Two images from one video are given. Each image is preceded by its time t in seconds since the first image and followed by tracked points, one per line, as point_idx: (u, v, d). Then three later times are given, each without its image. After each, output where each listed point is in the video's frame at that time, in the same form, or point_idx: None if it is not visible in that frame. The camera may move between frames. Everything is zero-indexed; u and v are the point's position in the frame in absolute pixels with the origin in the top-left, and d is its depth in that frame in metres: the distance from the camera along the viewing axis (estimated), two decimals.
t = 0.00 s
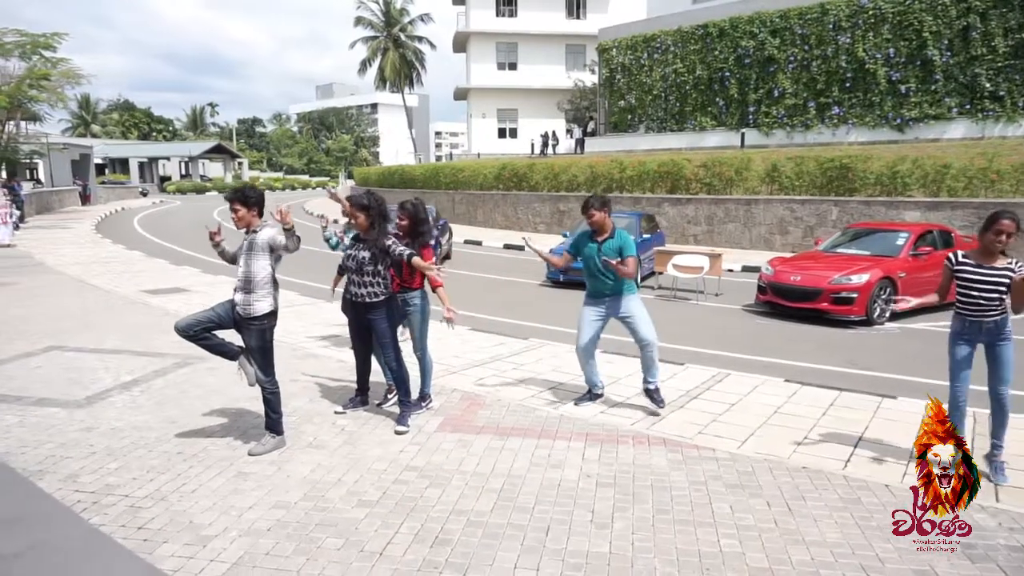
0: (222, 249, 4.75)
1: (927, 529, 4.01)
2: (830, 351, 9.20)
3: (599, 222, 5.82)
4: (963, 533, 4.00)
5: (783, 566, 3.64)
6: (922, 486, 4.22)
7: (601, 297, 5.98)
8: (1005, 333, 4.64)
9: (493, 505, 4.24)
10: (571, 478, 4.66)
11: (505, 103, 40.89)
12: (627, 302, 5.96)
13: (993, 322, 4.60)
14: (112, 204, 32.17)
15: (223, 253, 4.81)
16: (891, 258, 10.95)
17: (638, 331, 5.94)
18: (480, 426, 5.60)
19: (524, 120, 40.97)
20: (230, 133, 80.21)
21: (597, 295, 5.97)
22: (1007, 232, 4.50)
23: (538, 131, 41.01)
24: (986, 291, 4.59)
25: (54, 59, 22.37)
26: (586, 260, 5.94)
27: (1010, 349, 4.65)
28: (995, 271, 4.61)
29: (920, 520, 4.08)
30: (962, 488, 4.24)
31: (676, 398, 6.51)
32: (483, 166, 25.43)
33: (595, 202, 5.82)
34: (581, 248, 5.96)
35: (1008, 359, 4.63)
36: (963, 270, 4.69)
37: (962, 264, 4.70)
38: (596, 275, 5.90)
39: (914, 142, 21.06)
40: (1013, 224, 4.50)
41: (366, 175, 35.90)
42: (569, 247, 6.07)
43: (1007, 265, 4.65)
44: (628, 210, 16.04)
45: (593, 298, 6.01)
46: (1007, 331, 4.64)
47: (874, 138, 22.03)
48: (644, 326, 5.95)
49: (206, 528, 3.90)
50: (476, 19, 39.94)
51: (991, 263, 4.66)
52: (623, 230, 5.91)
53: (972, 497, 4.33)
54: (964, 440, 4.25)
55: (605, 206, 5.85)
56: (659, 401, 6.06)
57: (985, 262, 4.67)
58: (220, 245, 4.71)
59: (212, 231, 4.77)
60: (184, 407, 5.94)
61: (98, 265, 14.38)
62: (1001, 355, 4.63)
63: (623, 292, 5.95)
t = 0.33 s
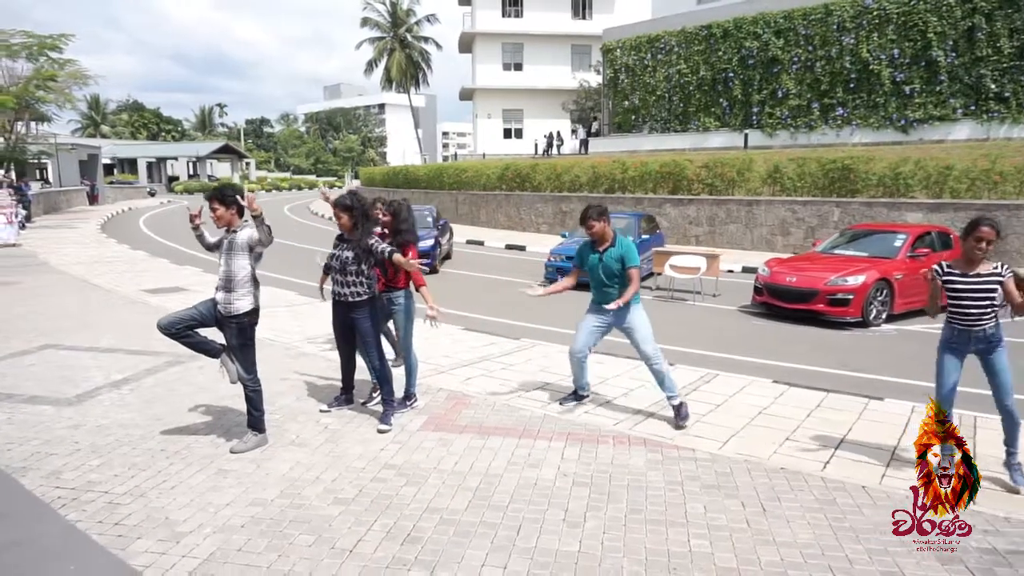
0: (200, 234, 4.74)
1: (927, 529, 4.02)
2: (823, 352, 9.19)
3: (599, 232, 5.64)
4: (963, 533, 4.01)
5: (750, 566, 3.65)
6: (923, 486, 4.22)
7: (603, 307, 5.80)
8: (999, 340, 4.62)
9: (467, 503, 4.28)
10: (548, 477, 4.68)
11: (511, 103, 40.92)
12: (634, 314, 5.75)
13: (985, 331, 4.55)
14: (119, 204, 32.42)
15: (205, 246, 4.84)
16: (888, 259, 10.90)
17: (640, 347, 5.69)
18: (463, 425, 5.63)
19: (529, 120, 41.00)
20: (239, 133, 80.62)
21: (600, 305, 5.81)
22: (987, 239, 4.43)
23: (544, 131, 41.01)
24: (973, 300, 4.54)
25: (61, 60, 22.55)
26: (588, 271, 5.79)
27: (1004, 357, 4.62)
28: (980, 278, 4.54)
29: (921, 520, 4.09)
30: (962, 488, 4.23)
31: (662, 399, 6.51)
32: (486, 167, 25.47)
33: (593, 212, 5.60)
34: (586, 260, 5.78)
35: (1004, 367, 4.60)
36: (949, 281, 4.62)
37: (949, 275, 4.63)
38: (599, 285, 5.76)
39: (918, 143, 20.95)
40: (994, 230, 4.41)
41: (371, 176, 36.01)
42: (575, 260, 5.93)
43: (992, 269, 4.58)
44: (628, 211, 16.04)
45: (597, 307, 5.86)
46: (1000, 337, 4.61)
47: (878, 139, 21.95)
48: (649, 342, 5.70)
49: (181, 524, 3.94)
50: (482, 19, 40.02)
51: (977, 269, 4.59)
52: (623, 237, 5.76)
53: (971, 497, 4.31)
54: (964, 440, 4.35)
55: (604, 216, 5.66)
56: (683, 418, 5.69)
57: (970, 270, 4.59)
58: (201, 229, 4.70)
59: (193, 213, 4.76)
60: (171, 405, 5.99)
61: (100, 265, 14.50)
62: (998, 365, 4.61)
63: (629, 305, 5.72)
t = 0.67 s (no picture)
0: (177, 232, 4.76)
1: (926, 529, 4.02)
2: (810, 351, 9.21)
3: (598, 238, 5.59)
4: (962, 533, 4.00)
5: (717, 563, 3.67)
6: (923, 486, 4.28)
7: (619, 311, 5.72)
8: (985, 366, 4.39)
9: (439, 500, 4.30)
10: (523, 474, 4.71)
11: (510, 103, 40.96)
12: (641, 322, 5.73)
13: (973, 355, 4.33)
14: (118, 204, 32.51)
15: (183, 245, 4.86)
16: (878, 259, 10.91)
17: (639, 356, 5.65)
18: (444, 423, 5.66)
19: (529, 120, 41.04)
20: (239, 132, 80.73)
21: (616, 310, 5.73)
22: (972, 259, 4.20)
23: (543, 131, 41.03)
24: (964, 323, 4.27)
25: (58, 60, 22.60)
26: (596, 281, 5.67)
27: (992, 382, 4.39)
28: (971, 300, 4.27)
29: (920, 520, 4.09)
30: (962, 489, 4.31)
31: (644, 397, 6.54)
32: (483, 166, 25.49)
33: (589, 220, 5.55)
34: (587, 267, 5.70)
35: (995, 393, 4.38)
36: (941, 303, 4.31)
37: (941, 297, 4.32)
38: (612, 292, 5.65)
39: (914, 143, 20.94)
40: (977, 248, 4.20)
41: (370, 175, 36.04)
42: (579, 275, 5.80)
43: (981, 290, 4.32)
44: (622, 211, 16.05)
45: (604, 313, 5.82)
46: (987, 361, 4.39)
47: (874, 139, 21.93)
48: (646, 350, 5.65)
49: (153, 520, 3.97)
50: (481, 19, 40.07)
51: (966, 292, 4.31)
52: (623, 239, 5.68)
53: (973, 497, 4.37)
54: (963, 440, 4.43)
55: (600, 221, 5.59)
56: (669, 420, 5.69)
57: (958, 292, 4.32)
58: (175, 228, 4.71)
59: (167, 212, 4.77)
60: (154, 402, 6.03)
61: (95, 264, 14.54)
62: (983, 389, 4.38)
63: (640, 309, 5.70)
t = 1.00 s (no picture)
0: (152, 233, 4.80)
1: (926, 529, 4.03)
2: (796, 351, 9.24)
3: (586, 229, 5.43)
4: (962, 533, 4.02)
5: (681, 560, 3.69)
6: (923, 486, 4.24)
7: (614, 298, 5.63)
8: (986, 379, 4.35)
9: (411, 498, 4.32)
10: (497, 472, 4.73)
11: (509, 103, 41.00)
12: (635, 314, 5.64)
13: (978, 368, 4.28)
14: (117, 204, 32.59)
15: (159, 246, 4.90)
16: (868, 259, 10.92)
17: (628, 351, 5.61)
18: (423, 421, 5.68)
19: (527, 119, 41.07)
20: (239, 132, 80.87)
21: (611, 295, 5.61)
22: (971, 274, 4.18)
23: (541, 131, 41.07)
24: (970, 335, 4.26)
25: (55, 60, 22.63)
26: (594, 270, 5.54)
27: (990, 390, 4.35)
28: (976, 313, 4.26)
29: (920, 521, 4.10)
30: (962, 488, 4.21)
31: (625, 395, 6.55)
32: (479, 166, 25.50)
33: (577, 210, 5.42)
34: (578, 257, 5.57)
35: (994, 401, 4.33)
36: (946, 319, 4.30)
37: (946, 313, 4.30)
38: (609, 276, 5.55)
39: (910, 143, 20.94)
40: (977, 262, 4.17)
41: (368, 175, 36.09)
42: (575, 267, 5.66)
43: (985, 302, 4.31)
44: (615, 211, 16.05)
45: (598, 297, 5.72)
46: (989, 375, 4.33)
47: (870, 139, 21.93)
48: (636, 345, 5.60)
49: (123, 517, 4.00)
50: (480, 19, 40.08)
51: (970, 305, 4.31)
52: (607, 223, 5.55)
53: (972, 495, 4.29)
54: (962, 439, 4.26)
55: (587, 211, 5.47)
56: (648, 418, 5.70)
57: (961, 306, 4.31)
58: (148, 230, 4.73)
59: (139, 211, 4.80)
60: (136, 401, 6.06)
61: (90, 264, 14.57)
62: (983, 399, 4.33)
63: (635, 297, 5.62)
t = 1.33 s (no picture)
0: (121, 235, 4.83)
1: (927, 529, 4.06)
2: (781, 351, 9.26)
3: (567, 225, 5.35)
4: (963, 533, 4.04)
5: (643, 562, 3.70)
6: (923, 486, 4.22)
7: (595, 294, 5.55)
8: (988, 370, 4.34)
9: (379, 499, 4.35)
10: (468, 473, 4.76)
11: (508, 103, 41.03)
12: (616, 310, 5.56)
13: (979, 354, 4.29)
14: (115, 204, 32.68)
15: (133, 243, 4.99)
16: (857, 260, 10.93)
17: (612, 347, 5.56)
18: (400, 422, 5.70)
19: (525, 119, 41.09)
20: (239, 132, 81.01)
21: (591, 292, 5.55)
22: (982, 253, 4.21)
23: (540, 131, 41.10)
24: (975, 317, 4.27)
25: (52, 61, 22.69)
26: (570, 264, 5.50)
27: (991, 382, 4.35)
28: (983, 295, 4.27)
29: (920, 521, 4.12)
30: (962, 488, 4.21)
31: (606, 396, 6.57)
32: (476, 166, 25.53)
33: (558, 207, 5.32)
34: (559, 251, 5.52)
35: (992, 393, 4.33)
36: (950, 296, 4.36)
37: (950, 291, 4.37)
38: (587, 273, 5.48)
39: (905, 144, 20.92)
40: (988, 241, 4.21)
41: (366, 175, 36.13)
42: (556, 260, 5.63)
43: (995, 286, 4.31)
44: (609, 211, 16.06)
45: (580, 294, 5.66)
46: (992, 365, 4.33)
47: (866, 139, 21.90)
48: (621, 342, 5.54)
49: (91, 518, 4.02)
50: (478, 19, 40.12)
51: (978, 286, 4.33)
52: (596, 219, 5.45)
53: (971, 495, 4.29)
54: (963, 439, 4.23)
55: (569, 208, 5.36)
56: (626, 421, 5.68)
57: (970, 287, 4.34)
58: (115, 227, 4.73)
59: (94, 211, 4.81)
60: (115, 402, 6.09)
61: (83, 264, 14.62)
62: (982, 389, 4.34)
63: (616, 294, 5.53)
